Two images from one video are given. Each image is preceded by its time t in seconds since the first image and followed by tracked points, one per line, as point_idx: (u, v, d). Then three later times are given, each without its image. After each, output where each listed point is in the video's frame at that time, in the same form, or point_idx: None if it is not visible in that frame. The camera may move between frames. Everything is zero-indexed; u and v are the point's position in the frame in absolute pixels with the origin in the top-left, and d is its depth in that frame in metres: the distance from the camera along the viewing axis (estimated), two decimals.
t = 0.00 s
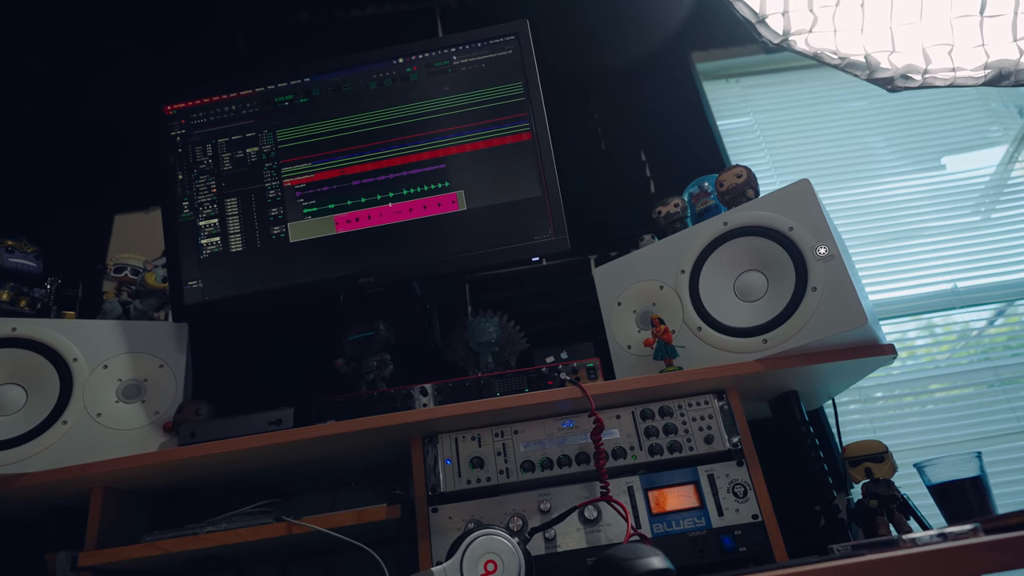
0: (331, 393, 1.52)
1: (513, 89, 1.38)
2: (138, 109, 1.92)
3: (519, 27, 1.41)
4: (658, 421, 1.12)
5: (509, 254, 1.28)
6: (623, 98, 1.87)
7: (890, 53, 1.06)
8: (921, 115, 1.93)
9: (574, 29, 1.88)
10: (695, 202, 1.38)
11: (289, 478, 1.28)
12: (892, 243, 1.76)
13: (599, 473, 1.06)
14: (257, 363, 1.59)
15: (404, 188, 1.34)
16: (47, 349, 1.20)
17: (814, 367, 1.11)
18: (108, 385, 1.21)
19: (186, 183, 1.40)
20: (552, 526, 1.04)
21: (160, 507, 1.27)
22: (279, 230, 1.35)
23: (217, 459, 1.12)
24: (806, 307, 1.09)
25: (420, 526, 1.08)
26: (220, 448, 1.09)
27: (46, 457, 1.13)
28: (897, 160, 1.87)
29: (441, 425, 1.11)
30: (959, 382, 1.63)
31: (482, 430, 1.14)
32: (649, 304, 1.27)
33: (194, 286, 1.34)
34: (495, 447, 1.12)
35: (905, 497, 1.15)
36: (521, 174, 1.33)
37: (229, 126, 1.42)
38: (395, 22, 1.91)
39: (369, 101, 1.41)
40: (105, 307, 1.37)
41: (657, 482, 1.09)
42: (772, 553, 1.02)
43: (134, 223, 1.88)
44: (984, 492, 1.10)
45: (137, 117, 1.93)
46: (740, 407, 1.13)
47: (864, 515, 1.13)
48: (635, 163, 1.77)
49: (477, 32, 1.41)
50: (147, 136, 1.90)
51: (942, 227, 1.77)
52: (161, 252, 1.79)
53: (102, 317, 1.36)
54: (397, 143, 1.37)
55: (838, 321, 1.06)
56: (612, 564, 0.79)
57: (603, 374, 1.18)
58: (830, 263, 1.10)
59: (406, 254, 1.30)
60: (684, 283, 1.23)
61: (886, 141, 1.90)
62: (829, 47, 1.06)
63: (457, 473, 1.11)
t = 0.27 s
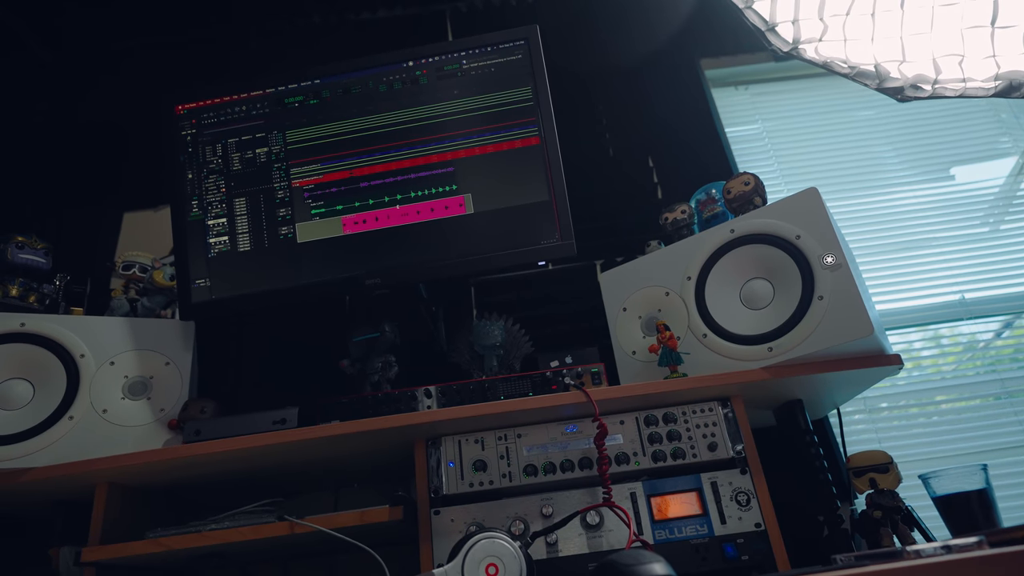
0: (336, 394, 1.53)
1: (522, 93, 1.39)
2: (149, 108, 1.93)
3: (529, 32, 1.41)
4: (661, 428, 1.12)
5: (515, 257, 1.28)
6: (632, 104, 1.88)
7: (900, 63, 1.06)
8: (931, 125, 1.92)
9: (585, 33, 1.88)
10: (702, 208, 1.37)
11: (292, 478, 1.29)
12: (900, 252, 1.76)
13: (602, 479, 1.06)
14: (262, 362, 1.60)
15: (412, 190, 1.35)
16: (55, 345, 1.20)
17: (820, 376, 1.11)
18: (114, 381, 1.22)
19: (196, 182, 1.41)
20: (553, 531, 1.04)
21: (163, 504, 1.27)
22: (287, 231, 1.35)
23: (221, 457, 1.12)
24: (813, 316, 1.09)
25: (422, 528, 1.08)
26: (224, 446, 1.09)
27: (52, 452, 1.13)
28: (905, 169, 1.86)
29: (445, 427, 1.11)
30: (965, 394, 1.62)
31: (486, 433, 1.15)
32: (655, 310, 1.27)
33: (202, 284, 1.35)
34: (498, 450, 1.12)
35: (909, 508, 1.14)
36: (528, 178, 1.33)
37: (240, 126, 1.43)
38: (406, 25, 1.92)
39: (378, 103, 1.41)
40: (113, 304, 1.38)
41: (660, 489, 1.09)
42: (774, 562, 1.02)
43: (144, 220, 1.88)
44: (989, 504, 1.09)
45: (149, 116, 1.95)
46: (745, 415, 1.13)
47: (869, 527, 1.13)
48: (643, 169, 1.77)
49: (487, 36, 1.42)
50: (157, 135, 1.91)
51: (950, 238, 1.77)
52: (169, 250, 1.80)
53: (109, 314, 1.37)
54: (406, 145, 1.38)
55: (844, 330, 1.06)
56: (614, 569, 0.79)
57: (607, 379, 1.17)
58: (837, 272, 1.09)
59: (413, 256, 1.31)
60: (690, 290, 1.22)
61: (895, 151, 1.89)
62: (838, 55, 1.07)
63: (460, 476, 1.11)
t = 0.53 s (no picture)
0: (334, 391, 1.52)
1: (526, 92, 1.38)
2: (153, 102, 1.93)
3: (534, 31, 1.41)
4: (660, 430, 1.11)
5: (516, 256, 1.27)
6: (636, 107, 1.87)
7: (907, 68, 1.05)
8: (936, 132, 1.92)
9: (591, 34, 1.87)
10: (705, 211, 1.38)
11: (289, 474, 1.28)
12: (904, 260, 1.75)
13: (599, 480, 1.06)
14: (262, 357, 1.59)
15: (414, 188, 1.34)
16: (54, 337, 1.20)
17: (821, 381, 1.10)
18: (112, 374, 1.22)
19: (198, 176, 1.40)
20: (550, 532, 1.03)
21: (159, 498, 1.27)
22: (288, 226, 1.35)
23: (217, 452, 1.12)
24: (814, 321, 1.08)
25: (418, 527, 1.08)
26: (221, 440, 1.09)
27: (48, 443, 1.13)
28: (910, 177, 1.85)
29: (442, 426, 1.11)
30: (968, 403, 1.61)
31: (484, 432, 1.14)
32: (656, 312, 1.27)
33: (202, 278, 1.34)
34: (496, 450, 1.12)
35: (909, 516, 1.13)
36: (531, 178, 1.32)
37: (243, 121, 1.43)
38: (412, 23, 1.91)
39: (382, 100, 1.41)
40: (112, 297, 1.37)
41: (658, 492, 1.08)
42: (771, 567, 1.01)
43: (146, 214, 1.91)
44: (989, 513, 1.08)
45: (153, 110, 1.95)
46: (745, 419, 1.12)
47: (868, 534, 1.12)
48: (647, 172, 1.77)
49: (492, 34, 1.41)
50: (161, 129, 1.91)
51: (954, 246, 1.76)
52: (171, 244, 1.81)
53: (109, 307, 1.37)
54: (409, 143, 1.37)
55: (846, 335, 1.05)
56: (609, 571, 0.78)
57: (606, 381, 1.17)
58: (840, 277, 1.09)
59: (414, 253, 1.30)
60: (691, 292, 1.22)
61: (900, 157, 1.88)
62: (845, 60, 1.05)
63: (457, 475, 1.10)
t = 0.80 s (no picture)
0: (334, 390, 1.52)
1: (528, 93, 1.38)
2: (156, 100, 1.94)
3: (536, 32, 1.41)
4: (660, 432, 1.11)
5: (517, 257, 1.27)
6: (639, 109, 1.87)
7: (910, 72, 1.05)
8: (939, 136, 1.91)
9: (594, 36, 1.88)
10: (707, 213, 1.38)
11: (287, 473, 1.28)
12: (906, 263, 1.75)
13: (598, 482, 1.06)
14: (262, 356, 1.59)
15: (415, 187, 1.34)
16: (54, 334, 1.20)
17: (821, 384, 1.10)
18: (112, 372, 1.22)
19: (200, 174, 1.40)
20: (548, 533, 1.03)
21: (158, 496, 1.27)
22: (289, 225, 1.35)
23: (216, 450, 1.12)
24: (815, 323, 1.08)
25: (416, 527, 1.07)
26: (220, 439, 1.09)
27: (48, 440, 1.13)
28: (913, 180, 1.85)
29: (441, 426, 1.11)
30: (969, 407, 1.61)
31: (483, 433, 1.14)
32: (656, 313, 1.27)
33: (203, 277, 1.35)
34: (495, 450, 1.12)
35: (909, 520, 1.13)
36: (532, 178, 1.32)
37: (245, 120, 1.43)
38: (414, 24, 1.91)
39: (384, 100, 1.41)
40: (113, 295, 1.37)
41: (657, 494, 1.08)
42: (771, 570, 1.01)
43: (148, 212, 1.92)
44: (989, 517, 1.08)
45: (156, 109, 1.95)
46: (745, 421, 1.12)
47: (867, 537, 1.12)
48: (648, 173, 1.77)
49: (495, 35, 1.41)
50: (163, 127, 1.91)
51: (956, 249, 1.76)
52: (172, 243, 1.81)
53: (110, 304, 1.37)
54: (410, 142, 1.38)
55: (847, 338, 1.05)
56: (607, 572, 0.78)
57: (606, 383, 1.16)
58: (841, 280, 1.09)
59: (415, 253, 1.30)
60: (692, 294, 1.22)
61: (903, 161, 1.88)
62: (847, 63, 1.06)
63: (456, 475, 1.10)
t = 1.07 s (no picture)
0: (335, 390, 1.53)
1: (530, 96, 1.39)
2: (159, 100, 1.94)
3: (539, 35, 1.42)
4: (659, 434, 1.12)
5: (518, 259, 1.28)
6: (640, 111, 1.88)
7: (910, 77, 1.05)
8: (939, 140, 1.92)
9: (593, 34, 1.90)
10: (708, 216, 1.38)
11: (288, 473, 1.29)
12: (905, 267, 1.75)
13: (598, 483, 1.06)
14: (264, 355, 1.60)
15: (418, 189, 1.35)
16: (58, 333, 1.21)
17: (821, 388, 1.11)
18: (115, 371, 1.22)
19: (203, 174, 1.41)
20: (548, 534, 1.04)
21: (160, 494, 1.28)
22: (292, 226, 1.36)
23: (218, 450, 1.12)
24: (814, 327, 1.09)
25: (417, 528, 1.08)
26: (222, 438, 1.10)
27: (51, 439, 1.14)
28: (913, 184, 1.86)
29: (442, 427, 1.11)
30: (968, 411, 1.61)
31: (484, 434, 1.14)
32: (656, 316, 1.27)
33: (206, 277, 1.35)
34: (495, 452, 1.12)
35: (906, 523, 1.14)
36: (534, 181, 1.33)
37: (249, 121, 1.44)
38: (417, 26, 1.92)
39: (387, 102, 1.42)
40: (116, 294, 1.38)
41: (656, 496, 1.08)
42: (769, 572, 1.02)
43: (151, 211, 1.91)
44: (986, 522, 1.09)
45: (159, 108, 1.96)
46: (744, 424, 1.12)
47: (865, 541, 1.13)
48: (649, 176, 1.78)
49: (498, 38, 1.42)
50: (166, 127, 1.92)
51: (955, 254, 1.76)
52: (174, 242, 1.82)
53: (113, 304, 1.37)
54: (413, 144, 1.38)
55: (846, 342, 1.06)
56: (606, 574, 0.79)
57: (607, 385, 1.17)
58: (840, 284, 1.09)
59: (417, 254, 1.31)
60: (692, 297, 1.22)
61: (903, 165, 1.89)
62: (848, 68, 1.06)
63: (456, 476, 1.11)
